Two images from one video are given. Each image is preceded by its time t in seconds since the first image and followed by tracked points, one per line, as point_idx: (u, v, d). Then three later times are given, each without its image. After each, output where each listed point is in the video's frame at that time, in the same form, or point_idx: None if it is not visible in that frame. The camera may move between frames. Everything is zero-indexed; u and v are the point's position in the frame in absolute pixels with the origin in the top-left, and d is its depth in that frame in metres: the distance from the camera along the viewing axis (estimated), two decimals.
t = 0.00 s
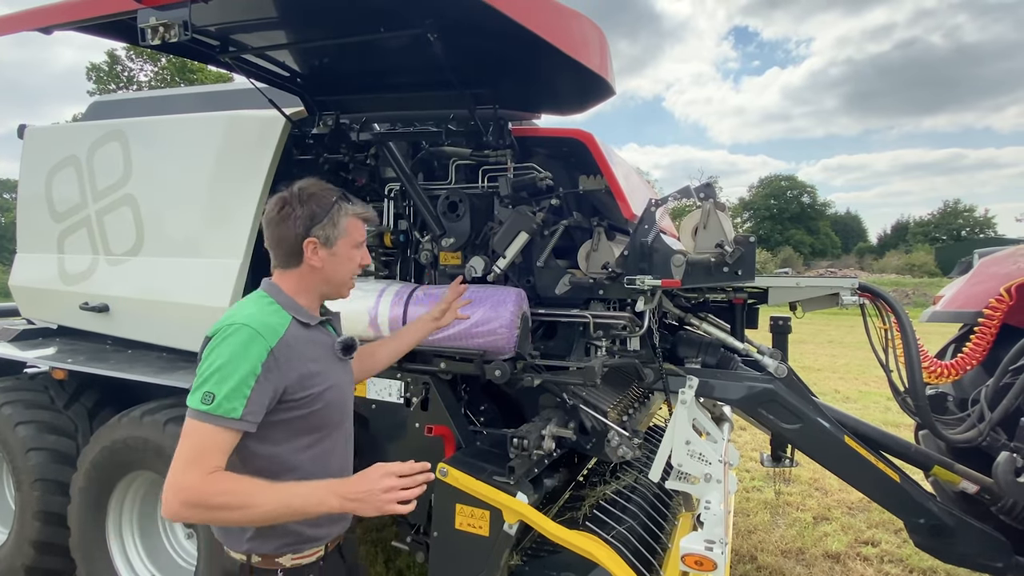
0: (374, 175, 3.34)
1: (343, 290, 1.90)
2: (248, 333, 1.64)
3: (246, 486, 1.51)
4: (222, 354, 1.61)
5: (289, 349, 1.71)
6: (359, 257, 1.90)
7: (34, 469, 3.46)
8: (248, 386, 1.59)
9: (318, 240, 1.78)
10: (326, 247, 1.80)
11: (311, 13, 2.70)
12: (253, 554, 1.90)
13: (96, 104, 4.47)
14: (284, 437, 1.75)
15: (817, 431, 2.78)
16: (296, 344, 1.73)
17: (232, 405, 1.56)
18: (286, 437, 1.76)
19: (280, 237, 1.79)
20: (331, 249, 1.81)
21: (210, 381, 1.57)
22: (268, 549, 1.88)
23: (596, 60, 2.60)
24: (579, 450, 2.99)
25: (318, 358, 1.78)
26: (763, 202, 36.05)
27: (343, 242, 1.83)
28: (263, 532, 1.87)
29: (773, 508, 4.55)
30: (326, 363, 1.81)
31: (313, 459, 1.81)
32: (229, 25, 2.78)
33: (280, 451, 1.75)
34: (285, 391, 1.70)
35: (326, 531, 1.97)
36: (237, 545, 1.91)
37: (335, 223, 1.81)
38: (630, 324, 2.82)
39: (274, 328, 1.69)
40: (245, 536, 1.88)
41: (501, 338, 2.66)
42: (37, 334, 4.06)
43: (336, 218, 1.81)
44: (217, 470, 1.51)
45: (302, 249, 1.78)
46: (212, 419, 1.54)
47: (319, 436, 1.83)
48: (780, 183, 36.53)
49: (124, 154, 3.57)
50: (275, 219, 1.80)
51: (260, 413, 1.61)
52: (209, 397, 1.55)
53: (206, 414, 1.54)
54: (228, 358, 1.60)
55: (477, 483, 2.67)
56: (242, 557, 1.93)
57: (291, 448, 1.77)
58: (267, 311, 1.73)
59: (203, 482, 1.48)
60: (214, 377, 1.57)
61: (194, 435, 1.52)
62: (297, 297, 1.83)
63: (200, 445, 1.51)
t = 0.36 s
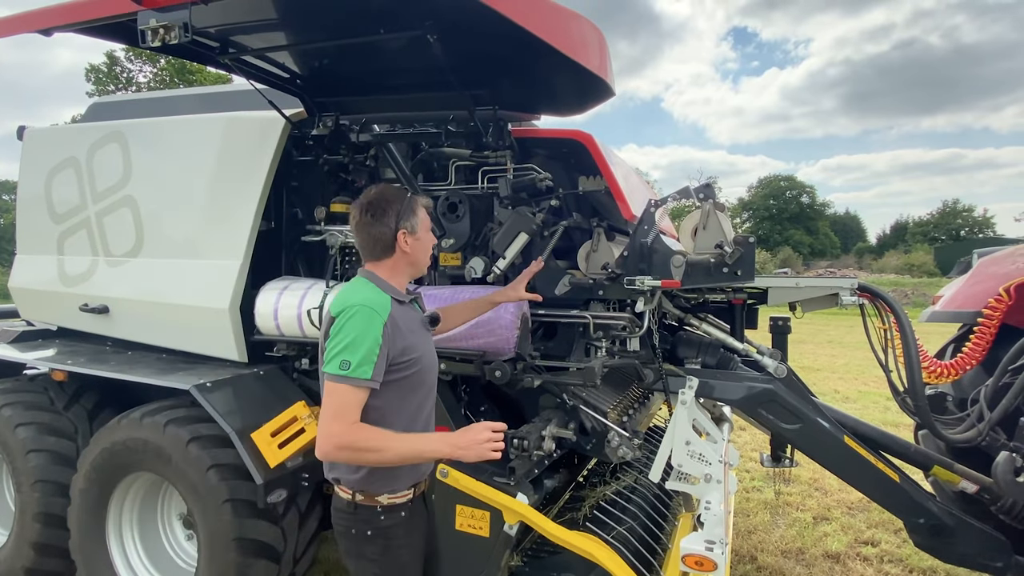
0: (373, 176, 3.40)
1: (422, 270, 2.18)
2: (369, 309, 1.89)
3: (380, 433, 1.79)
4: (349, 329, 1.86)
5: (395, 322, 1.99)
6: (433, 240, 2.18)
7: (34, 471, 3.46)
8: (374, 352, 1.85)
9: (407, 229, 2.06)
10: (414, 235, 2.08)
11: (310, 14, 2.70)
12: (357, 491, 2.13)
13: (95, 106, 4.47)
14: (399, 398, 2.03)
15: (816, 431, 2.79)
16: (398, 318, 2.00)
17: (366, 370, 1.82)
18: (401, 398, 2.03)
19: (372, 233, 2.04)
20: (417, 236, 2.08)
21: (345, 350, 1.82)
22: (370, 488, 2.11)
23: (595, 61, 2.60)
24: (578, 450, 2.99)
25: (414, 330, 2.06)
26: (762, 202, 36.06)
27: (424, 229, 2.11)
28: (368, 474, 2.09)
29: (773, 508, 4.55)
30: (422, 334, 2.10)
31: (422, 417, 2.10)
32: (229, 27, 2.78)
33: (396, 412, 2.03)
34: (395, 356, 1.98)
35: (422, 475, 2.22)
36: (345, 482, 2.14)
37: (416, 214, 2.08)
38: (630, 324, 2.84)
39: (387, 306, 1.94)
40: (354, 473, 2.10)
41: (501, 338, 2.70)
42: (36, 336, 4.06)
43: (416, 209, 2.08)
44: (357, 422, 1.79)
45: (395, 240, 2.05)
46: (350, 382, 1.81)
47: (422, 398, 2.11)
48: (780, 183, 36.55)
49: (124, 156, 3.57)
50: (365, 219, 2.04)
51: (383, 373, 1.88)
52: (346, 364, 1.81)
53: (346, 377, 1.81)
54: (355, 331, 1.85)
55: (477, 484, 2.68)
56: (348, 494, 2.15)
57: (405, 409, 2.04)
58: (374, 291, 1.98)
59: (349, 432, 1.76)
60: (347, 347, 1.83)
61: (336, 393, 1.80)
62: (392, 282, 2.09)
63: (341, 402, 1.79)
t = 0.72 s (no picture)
0: (372, 178, 3.36)
1: (461, 265, 2.30)
2: (405, 294, 2.02)
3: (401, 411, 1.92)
4: (385, 310, 1.99)
5: (430, 311, 2.09)
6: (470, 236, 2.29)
7: (33, 474, 3.45)
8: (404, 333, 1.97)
9: (448, 227, 2.19)
10: (452, 231, 2.20)
11: (308, 16, 2.70)
12: (392, 464, 2.20)
13: (94, 107, 4.47)
14: (428, 382, 2.12)
15: (816, 431, 2.79)
16: (434, 304, 2.10)
17: (393, 348, 1.94)
18: (430, 383, 2.13)
19: (416, 232, 2.19)
20: (457, 233, 2.21)
21: (378, 328, 1.96)
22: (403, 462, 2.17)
23: (593, 61, 2.60)
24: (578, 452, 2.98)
25: (449, 316, 2.15)
26: (760, 203, 36.09)
27: (462, 225, 2.23)
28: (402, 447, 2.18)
29: (772, 508, 4.55)
30: (456, 321, 2.18)
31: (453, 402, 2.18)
32: (228, 28, 2.79)
33: (427, 395, 2.12)
34: (427, 342, 2.08)
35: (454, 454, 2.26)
36: (379, 455, 2.23)
37: (453, 211, 2.21)
38: (629, 325, 2.85)
39: (423, 293, 2.06)
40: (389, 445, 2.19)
41: (501, 339, 2.69)
42: (34, 338, 4.05)
43: (453, 207, 2.21)
44: (383, 396, 1.91)
45: (435, 237, 2.18)
46: (378, 357, 1.93)
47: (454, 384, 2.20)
48: (778, 184, 36.57)
49: (123, 157, 3.57)
50: (409, 219, 2.19)
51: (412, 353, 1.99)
52: (377, 341, 1.94)
53: (375, 351, 1.93)
54: (390, 313, 1.97)
55: (477, 486, 2.68)
56: (383, 468, 2.23)
57: (436, 393, 2.13)
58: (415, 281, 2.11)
59: (374, 405, 1.89)
60: (380, 325, 1.96)
61: (367, 367, 1.92)
62: (434, 275, 2.22)
63: (371, 376, 1.91)
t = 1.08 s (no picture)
0: (370, 179, 3.36)
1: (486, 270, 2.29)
2: (428, 291, 2.07)
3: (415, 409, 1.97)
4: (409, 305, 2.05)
5: (449, 311, 2.11)
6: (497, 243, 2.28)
7: (30, 476, 3.44)
8: (425, 328, 2.02)
9: (471, 232, 2.18)
10: (475, 238, 2.19)
11: (305, 17, 2.70)
12: (403, 455, 2.23)
13: (91, 109, 4.47)
14: (442, 379, 2.16)
15: (814, 432, 2.78)
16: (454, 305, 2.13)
17: (413, 343, 1.99)
18: (443, 380, 2.16)
19: (441, 235, 2.19)
20: (481, 238, 2.19)
21: (401, 322, 2.01)
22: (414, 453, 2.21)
23: (591, 64, 2.60)
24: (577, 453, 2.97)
25: (469, 316, 2.18)
26: (759, 203, 36.13)
27: (487, 232, 2.21)
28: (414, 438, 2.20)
29: (771, 509, 4.55)
30: (476, 321, 2.21)
31: (465, 402, 2.20)
32: (225, 30, 2.79)
33: (439, 392, 2.16)
34: (443, 340, 2.11)
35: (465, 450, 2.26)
36: (393, 445, 2.26)
37: (478, 218, 2.19)
38: (627, 326, 2.84)
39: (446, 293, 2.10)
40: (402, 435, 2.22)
41: (500, 341, 2.72)
42: (32, 341, 4.05)
43: (478, 214, 2.19)
44: (400, 391, 1.96)
45: (458, 242, 2.18)
46: (398, 351, 1.98)
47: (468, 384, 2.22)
48: (777, 184, 36.60)
49: (120, 159, 3.57)
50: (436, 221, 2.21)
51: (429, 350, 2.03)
52: (399, 334, 2.00)
53: (395, 344, 1.99)
54: (413, 309, 2.03)
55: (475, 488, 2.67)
56: (395, 458, 2.26)
57: (452, 390, 2.17)
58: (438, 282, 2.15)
59: (390, 397, 1.95)
60: (403, 320, 2.01)
61: (387, 359, 1.98)
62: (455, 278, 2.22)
63: (390, 367, 1.97)
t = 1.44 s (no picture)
0: (368, 179, 3.35)
1: (484, 273, 2.29)
2: (423, 293, 2.09)
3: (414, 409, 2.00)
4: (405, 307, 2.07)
5: (444, 313, 2.13)
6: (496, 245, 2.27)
7: (28, 478, 3.44)
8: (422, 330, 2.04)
9: (469, 233, 2.19)
10: (472, 239, 2.19)
11: (303, 17, 2.70)
12: (399, 455, 2.26)
13: (89, 110, 4.46)
14: (437, 381, 2.17)
15: (813, 431, 2.78)
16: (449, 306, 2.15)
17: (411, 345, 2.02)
18: (438, 383, 2.18)
19: (440, 234, 2.21)
20: (478, 240, 2.19)
21: (398, 325, 2.03)
22: (409, 453, 2.23)
23: (589, 64, 2.60)
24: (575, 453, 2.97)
25: (464, 318, 2.19)
26: (757, 203, 36.15)
27: (485, 234, 2.21)
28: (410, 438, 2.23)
29: (770, 508, 4.56)
30: (472, 323, 2.22)
31: (462, 404, 2.21)
32: (222, 30, 2.79)
33: (435, 394, 2.18)
34: (438, 342, 2.12)
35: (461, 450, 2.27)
36: (390, 446, 2.28)
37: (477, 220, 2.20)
38: (626, 325, 2.84)
39: (441, 294, 2.12)
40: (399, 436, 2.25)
41: (498, 341, 2.78)
42: (30, 341, 4.05)
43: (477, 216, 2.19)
44: (399, 392, 1.99)
45: (456, 242, 2.19)
46: (395, 353, 2.00)
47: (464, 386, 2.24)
48: (775, 184, 36.63)
49: (117, 160, 3.56)
50: (435, 221, 2.22)
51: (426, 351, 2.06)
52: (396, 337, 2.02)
53: (392, 347, 2.01)
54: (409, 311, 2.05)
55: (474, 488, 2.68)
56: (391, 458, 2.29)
57: (448, 392, 2.18)
58: (435, 283, 2.16)
59: (389, 398, 1.98)
60: (399, 322, 2.04)
61: (384, 361, 2.00)
62: (452, 279, 2.23)
63: (387, 370, 1.99)
